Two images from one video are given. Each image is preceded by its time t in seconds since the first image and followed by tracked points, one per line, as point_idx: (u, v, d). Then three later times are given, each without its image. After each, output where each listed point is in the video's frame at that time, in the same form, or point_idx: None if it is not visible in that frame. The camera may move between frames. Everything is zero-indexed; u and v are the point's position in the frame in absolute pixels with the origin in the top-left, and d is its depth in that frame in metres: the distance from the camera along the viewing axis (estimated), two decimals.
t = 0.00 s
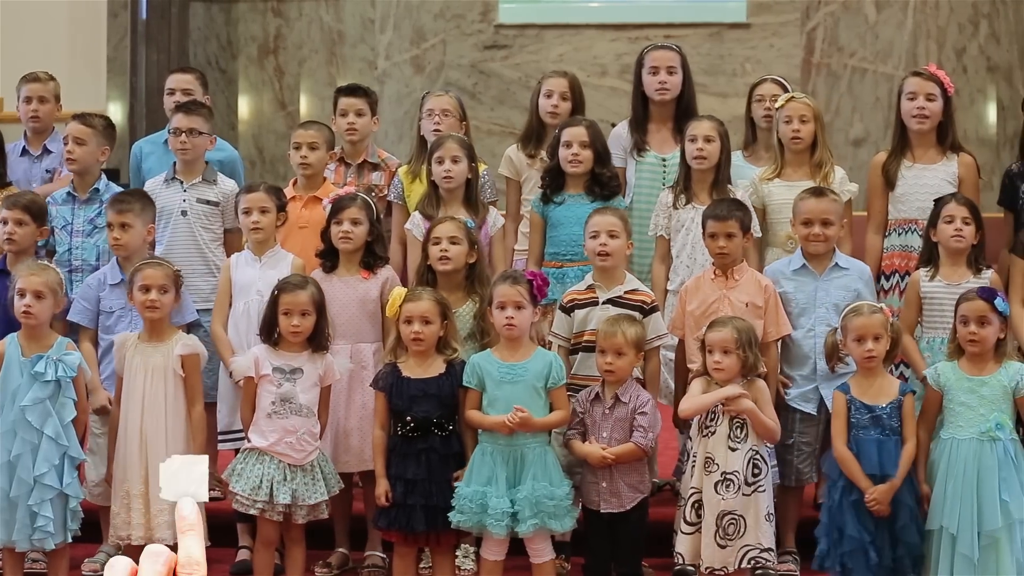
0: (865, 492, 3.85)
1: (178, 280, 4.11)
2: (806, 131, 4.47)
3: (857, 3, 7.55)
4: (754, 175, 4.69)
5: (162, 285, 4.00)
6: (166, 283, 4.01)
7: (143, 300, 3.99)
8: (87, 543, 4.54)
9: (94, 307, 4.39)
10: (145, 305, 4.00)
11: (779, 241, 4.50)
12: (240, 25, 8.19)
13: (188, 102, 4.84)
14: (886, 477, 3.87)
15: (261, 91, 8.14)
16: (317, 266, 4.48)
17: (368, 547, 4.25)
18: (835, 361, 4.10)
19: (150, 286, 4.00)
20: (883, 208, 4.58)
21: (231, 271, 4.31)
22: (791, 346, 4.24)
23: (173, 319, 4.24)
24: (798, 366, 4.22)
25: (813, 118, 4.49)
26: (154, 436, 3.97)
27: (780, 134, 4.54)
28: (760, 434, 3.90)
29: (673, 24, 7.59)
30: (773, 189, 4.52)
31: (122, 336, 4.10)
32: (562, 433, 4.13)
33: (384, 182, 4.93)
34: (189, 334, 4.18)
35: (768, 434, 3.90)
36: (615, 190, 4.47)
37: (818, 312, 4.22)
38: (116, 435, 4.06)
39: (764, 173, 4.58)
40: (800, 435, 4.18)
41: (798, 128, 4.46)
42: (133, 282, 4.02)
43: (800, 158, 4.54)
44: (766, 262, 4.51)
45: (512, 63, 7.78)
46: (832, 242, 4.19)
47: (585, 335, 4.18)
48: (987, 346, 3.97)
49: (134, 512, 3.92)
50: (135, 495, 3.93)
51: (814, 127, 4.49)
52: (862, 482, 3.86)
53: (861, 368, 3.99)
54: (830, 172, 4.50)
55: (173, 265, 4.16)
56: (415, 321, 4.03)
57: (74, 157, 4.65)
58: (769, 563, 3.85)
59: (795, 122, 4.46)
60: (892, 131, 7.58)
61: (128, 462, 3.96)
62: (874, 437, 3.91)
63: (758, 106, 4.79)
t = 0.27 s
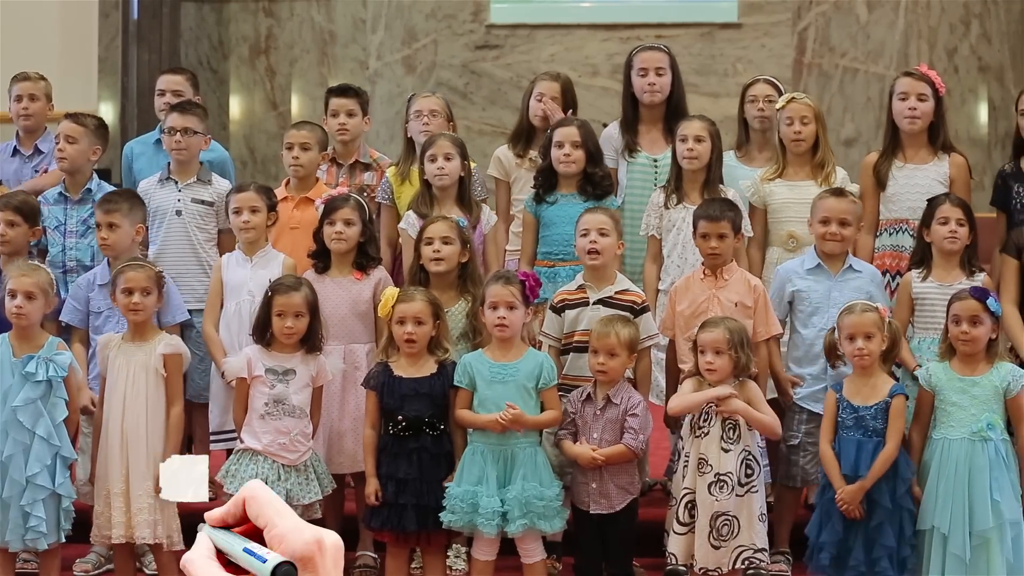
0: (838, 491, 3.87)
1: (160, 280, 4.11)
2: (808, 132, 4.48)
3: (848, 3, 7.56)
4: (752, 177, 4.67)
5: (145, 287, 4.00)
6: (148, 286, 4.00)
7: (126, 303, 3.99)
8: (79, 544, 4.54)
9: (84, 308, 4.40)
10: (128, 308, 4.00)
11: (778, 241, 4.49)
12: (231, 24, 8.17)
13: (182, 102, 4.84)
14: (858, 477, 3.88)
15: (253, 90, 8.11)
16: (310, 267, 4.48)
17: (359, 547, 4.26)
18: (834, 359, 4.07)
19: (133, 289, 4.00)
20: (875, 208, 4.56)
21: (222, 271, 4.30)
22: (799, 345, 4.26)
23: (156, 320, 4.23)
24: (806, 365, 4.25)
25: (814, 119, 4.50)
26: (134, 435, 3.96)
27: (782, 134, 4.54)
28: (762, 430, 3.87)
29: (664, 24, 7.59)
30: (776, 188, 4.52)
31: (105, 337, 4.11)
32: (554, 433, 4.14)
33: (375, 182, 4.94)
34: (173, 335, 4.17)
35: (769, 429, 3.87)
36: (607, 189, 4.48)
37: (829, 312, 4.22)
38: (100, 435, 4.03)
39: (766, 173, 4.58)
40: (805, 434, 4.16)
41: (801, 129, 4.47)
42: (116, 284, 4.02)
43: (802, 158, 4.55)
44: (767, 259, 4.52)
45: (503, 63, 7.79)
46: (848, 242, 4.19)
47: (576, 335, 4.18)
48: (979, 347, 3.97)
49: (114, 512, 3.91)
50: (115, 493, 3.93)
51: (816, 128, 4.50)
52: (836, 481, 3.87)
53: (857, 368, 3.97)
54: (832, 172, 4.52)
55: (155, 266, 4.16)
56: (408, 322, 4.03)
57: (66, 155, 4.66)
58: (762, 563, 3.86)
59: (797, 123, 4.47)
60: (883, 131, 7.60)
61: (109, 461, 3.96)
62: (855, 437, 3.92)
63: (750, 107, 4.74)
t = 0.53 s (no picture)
0: (854, 493, 3.84)
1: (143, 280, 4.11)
2: (810, 133, 4.47)
3: (841, 3, 7.57)
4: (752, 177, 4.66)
5: (127, 287, 4.00)
6: (130, 285, 4.00)
7: (108, 303, 3.99)
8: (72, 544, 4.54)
9: (78, 307, 4.40)
10: (110, 308, 3.99)
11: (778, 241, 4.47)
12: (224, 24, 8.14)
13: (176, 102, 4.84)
14: (874, 479, 3.87)
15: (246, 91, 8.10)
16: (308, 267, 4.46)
17: (353, 547, 4.24)
18: (823, 359, 4.07)
19: (114, 288, 3.99)
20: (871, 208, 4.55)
21: (215, 271, 4.30)
22: (799, 344, 4.26)
23: (144, 320, 4.26)
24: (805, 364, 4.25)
25: (816, 120, 4.49)
26: (118, 435, 3.98)
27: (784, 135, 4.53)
28: (756, 423, 3.85)
29: (657, 24, 7.59)
30: (778, 189, 4.49)
31: (91, 337, 4.13)
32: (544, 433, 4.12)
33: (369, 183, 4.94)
34: (158, 335, 4.19)
35: (763, 424, 3.85)
36: (599, 190, 4.47)
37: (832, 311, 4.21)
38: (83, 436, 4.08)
39: (767, 173, 4.56)
40: (805, 432, 4.14)
41: (803, 130, 4.46)
42: (98, 284, 4.01)
43: (804, 159, 4.54)
44: (767, 259, 4.50)
45: (496, 63, 7.81)
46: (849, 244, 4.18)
47: (569, 334, 4.19)
48: (973, 347, 3.96)
49: (96, 512, 3.91)
50: (98, 494, 3.94)
51: (818, 129, 4.48)
52: (850, 483, 3.84)
53: (844, 367, 3.97)
54: (834, 173, 4.51)
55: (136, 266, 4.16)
56: (400, 326, 4.02)
57: (61, 155, 4.65)
58: (754, 563, 3.84)
59: (799, 124, 4.46)
60: (877, 131, 7.61)
61: (93, 462, 3.97)
62: (862, 438, 3.90)
63: (744, 107, 4.70)
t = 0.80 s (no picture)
0: (847, 492, 3.84)
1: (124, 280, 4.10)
2: (806, 135, 4.48)
3: (833, 3, 7.58)
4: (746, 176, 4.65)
5: (105, 290, 3.99)
6: (109, 288, 3.99)
7: (89, 306, 3.99)
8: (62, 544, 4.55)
9: (70, 307, 4.40)
10: (92, 311, 4.00)
11: (770, 241, 4.45)
12: (215, 24, 8.14)
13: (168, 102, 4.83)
14: (866, 477, 3.87)
15: (237, 91, 8.10)
16: (301, 267, 4.46)
17: (344, 547, 4.23)
18: (806, 359, 4.05)
19: (94, 292, 3.99)
20: (861, 208, 4.55)
21: (205, 271, 4.30)
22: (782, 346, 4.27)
23: (138, 319, 4.26)
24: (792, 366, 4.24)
25: (815, 123, 4.50)
26: (105, 435, 3.98)
27: (779, 134, 4.53)
28: (747, 422, 3.85)
29: (648, 24, 7.63)
30: (767, 188, 4.48)
31: (78, 338, 4.13)
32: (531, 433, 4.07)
33: (359, 182, 4.92)
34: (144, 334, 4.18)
35: (757, 423, 3.85)
36: (589, 190, 4.48)
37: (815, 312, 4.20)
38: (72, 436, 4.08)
39: (757, 172, 4.56)
40: (791, 433, 4.13)
41: (800, 130, 4.46)
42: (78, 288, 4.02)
43: (796, 160, 4.53)
44: (759, 260, 4.48)
45: (487, 63, 7.83)
46: (824, 238, 4.18)
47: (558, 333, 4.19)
48: (966, 347, 3.96)
49: (83, 512, 3.92)
50: (85, 494, 3.94)
51: (815, 132, 4.50)
52: (844, 482, 3.84)
53: (829, 368, 3.98)
54: (824, 175, 4.47)
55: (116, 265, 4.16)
56: (383, 328, 4.02)
57: (61, 157, 4.63)
58: (736, 563, 3.82)
59: (797, 124, 4.46)
60: (868, 131, 7.63)
61: (81, 462, 3.98)
62: (850, 437, 3.90)
63: (734, 106, 4.69)
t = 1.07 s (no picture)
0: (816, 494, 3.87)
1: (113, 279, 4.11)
2: (798, 134, 4.48)
3: (825, 3, 7.65)
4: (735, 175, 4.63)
5: (93, 285, 4.00)
6: (96, 283, 4.00)
7: (76, 301, 4.00)
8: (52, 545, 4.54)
9: (58, 307, 4.42)
10: (78, 306, 4.00)
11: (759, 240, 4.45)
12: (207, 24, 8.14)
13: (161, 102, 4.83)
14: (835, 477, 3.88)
15: (229, 91, 8.09)
16: (294, 266, 4.45)
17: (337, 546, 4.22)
18: (797, 357, 4.05)
19: (81, 287, 4.00)
20: (852, 209, 4.55)
21: (196, 271, 4.29)
22: (767, 349, 4.25)
23: (126, 322, 4.30)
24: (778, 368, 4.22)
25: (806, 122, 4.50)
26: (98, 435, 3.98)
27: (771, 133, 4.53)
28: (741, 419, 3.85)
29: (641, 24, 7.64)
30: (759, 186, 4.47)
31: (67, 338, 4.14)
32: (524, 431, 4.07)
33: (351, 182, 4.90)
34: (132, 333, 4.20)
35: (749, 419, 3.85)
36: (580, 189, 4.48)
37: (794, 314, 4.22)
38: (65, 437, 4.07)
39: (748, 171, 4.54)
40: (777, 434, 4.14)
41: (792, 130, 4.46)
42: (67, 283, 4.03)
43: (787, 159, 4.53)
44: (748, 258, 4.48)
45: (480, 63, 7.84)
46: (796, 241, 4.20)
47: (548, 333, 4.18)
48: (960, 347, 3.96)
49: (76, 513, 3.91)
50: (79, 495, 3.94)
51: (806, 131, 4.49)
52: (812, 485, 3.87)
53: (822, 369, 3.98)
54: (816, 176, 4.48)
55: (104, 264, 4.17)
56: (367, 333, 3.97)
57: (60, 156, 4.65)
58: (740, 559, 3.83)
59: (789, 123, 4.46)
60: (860, 130, 7.65)
61: (75, 463, 3.97)
62: (829, 437, 3.92)
63: (724, 106, 4.69)
